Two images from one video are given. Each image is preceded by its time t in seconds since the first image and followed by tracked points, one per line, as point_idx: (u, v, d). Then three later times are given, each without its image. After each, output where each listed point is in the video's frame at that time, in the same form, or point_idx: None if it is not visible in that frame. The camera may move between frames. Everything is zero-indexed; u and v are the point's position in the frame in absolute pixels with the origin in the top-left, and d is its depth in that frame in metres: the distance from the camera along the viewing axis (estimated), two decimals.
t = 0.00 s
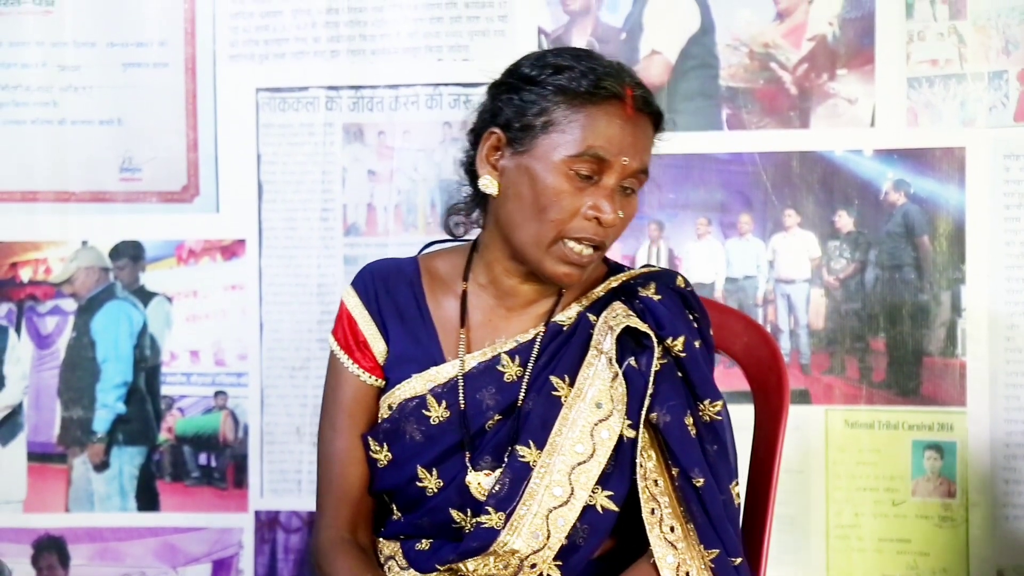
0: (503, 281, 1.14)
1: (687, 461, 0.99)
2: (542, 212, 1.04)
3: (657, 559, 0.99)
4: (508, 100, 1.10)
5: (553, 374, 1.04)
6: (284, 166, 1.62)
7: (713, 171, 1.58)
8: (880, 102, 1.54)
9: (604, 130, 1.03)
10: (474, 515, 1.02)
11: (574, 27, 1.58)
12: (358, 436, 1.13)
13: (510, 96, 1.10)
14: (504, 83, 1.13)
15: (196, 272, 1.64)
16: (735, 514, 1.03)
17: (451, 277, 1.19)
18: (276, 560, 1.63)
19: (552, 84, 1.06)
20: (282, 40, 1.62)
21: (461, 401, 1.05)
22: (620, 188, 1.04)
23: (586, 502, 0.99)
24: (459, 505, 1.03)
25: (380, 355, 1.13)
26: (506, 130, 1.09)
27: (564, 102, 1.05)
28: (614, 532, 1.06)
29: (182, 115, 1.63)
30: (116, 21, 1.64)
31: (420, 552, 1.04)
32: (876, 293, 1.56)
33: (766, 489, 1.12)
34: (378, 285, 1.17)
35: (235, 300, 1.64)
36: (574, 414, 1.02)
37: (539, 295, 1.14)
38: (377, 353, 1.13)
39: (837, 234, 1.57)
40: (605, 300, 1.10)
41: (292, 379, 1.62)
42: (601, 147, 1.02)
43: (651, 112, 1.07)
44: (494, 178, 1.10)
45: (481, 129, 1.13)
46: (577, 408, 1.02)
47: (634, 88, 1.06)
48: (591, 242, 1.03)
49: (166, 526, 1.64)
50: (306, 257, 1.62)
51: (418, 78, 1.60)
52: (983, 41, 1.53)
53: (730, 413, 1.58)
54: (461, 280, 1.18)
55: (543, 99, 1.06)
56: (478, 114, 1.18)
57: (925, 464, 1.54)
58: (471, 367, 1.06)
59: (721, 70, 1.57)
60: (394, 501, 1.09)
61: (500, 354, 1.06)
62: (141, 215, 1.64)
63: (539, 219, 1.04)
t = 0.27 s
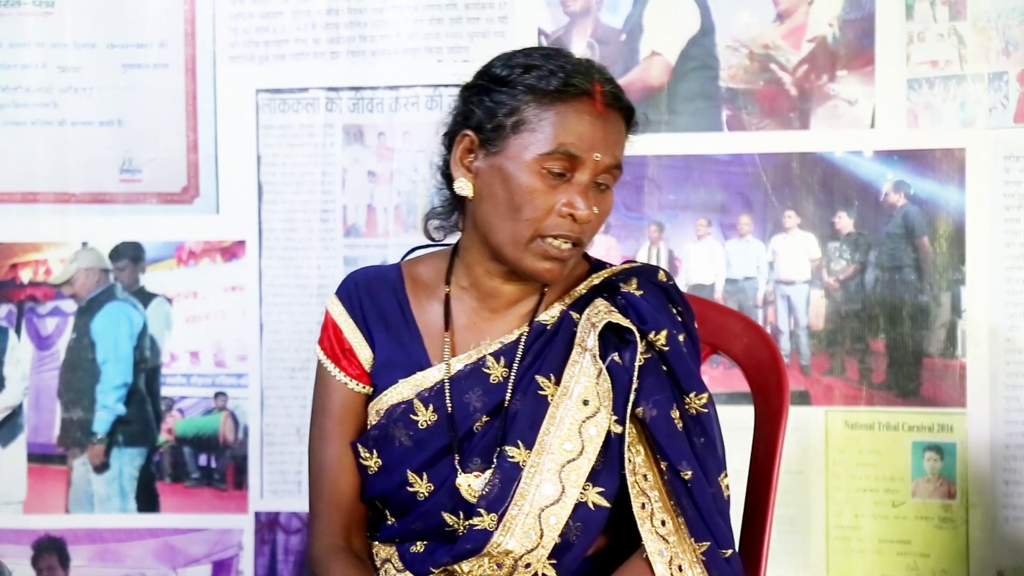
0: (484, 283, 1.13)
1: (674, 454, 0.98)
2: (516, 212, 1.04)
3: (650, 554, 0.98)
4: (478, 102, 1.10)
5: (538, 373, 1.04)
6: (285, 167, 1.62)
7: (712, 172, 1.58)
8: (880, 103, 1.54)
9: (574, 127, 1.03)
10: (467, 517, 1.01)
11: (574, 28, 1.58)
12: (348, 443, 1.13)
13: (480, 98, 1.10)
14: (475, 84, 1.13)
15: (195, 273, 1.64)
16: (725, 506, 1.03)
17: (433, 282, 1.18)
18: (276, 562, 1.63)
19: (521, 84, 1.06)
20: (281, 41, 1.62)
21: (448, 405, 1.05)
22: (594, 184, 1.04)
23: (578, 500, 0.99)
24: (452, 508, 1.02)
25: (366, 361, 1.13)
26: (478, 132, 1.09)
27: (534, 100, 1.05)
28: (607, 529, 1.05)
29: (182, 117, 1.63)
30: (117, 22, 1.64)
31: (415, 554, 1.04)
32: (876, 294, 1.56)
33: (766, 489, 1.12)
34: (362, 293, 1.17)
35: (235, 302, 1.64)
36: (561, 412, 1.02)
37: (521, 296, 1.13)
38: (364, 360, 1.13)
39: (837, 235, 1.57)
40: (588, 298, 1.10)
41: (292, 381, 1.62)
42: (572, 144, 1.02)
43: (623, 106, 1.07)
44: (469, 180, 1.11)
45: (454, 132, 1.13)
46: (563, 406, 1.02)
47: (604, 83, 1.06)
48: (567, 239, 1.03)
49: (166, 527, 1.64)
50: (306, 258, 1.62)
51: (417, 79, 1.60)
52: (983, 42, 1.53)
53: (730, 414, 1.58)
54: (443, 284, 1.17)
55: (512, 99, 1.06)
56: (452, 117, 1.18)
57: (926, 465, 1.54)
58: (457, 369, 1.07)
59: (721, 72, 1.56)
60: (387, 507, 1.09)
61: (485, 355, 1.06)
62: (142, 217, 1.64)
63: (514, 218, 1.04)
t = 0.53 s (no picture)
0: (472, 282, 1.13)
1: (666, 449, 0.99)
2: (497, 209, 1.04)
3: (645, 549, 0.98)
4: (456, 102, 1.10)
5: (529, 371, 1.04)
6: (285, 167, 1.62)
7: (712, 172, 1.58)
8: (880, 103, 1.54)
9: (550, 122, 1.02)
10: (462, 517, 1.01)
11: (574, 28, 1.58)
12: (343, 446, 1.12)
13: (458, 98, 1.10)
14: (453, 85, 1.13)
15: (195, 274, 1.64)
16: (719, 500, 1.03)
17: (423, 284, 1.18)
18: (276, 562, 1.63)
19: (496, 81, 1.06)
20: (281, 41, 1.62)
21: (440, 406, 1.04)
22: (574, 178, 1.04)
23: (572, 497, 0.99)
24: (446, 508, 1.02)
25: (357, 364, 1.12)
26: (457, 132, 1.10)
27: (509, 97, 1.05)
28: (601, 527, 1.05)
29: (183, 117, 1.63)
30: (117, 22, 1.64)
31: (411, 554, 1.04)
32: (876, 294, 1.56)
33: (766, 490, 1.12)
34: (353, 298, 1.16)
35: (235, 302, 1.64)
36: (551, 410, 1.01)
37: (510, 294, 1.13)
38: (355, 363, 1.12)
39: (837, 236, 1.57)
40: (576, 295, 1.10)
41: (292, 381, 1.62)
42: (549, 139, 1.02)
43: (599, 100, 1.06)
44: (451, 181, 1.11)
45: (435, 133, 1.14)
46: (554, 404, 1.02)
47: (579, 77, 1.05)
48: (549, 235, 1.03)
49: (166, 527, 1.64)
50: (306, 258, 1.62)
51: (418, 80, 1.60)
52: (982, 43, 1.53)
53: (730, 414, 1.58)
54: (432, 285, 1.17)
55: (489, 97, 1.06)
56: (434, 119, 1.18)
57: (926, 465, 1.54)
58: (448, 370, 1.06)
59: (721, 72, 1.56)
60: (383, 509, 1.08)
61: (476, 356, 1.06)
62: (141, 217, 1.64)
63: (495, 216, 1.04)
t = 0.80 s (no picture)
0: (485, 279, 1.14)
1: (674, 451, 0.98)
2: (512, 207, 1.04)
3: (650, 550, 0.98)
4: (473, 100, 1.11)
5: (539, 368, 1.03)
6: (285, 167, 1.62)
7: (712, 172, 1.58)
8: (880, 103, 1.54)
9: (567, 120, 1.03)
10: (467, 512, 1.01)
11: (574, 28, 1.58)
12: (351, 439, 1.13)
13: (475, 95, 1.11)
14: (470, 83, 1.13)
15: (195, 274, 1.64)
16: (726, 505, 1.02)
17: (436, 279, 1.19)
18: (276, 562, 1.63)
19: (514, 79, 1.06)
20: (281, 41, 1.62)
21: (448, 400, 1.04)
22: (589, 177, 1.04)
23: (577, 496, 0.99)
24: (452, 503, 1.02)
25: (368, 357, 1.13)
26: (474, 130, 1.10)
27: (526, 95, 1.05)
28: (607, 529, 1.06)
29: (183, 117, 1.63)
30: (117, 22, 1.64)
31: (414, 552, 1.04)
32: (876, 294, 1.56)
33: (766, 491, 1.12)
34: (365, 290, 1.17)
35: (236, 302, 1.64)
36: (561, 408, 1.01)
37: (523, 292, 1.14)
38: (366, 355, 1.13)
39: (837, 236, 1.57)
40: (590, 295, 1.10)
41: (291, 381, 1.62)
42: (565, 137, 1.02)
43: (616, 98, 1.07)
44: (467, 178, 1.12)
45: (452, 131, 1.14)
46: (564, 402, 1.02)
47: (596, 76, 1.06)
48: (564, 233, 1.03)
49: (166, 527, 1.64)
50: (306, 258, 1.62)
51: (418, 80, 1.60)
52: (983, 43, 1.53)
53: (730, 414, 1.58)
54: (447, 282, 1.18)
55: (506, 95, 1.07)
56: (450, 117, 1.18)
57: (926, 465, 1.54)
58: (458, 365, 1.06)
59: (721, 72, 1.56)
60: (389, 503, 1.08)
61: (487, 351, 1.06)
62: (141, 217, 1.64)
63: (510, 214, 1.04)
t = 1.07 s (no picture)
0: (506, 277, 1.14)
1: (689, 459, 0.99)
2: (540, 209, 1.05)
3: (659, 557, 0.98)
4: (505, 100, 1.12)
5: (556, 369, 1.04)
6: (285, 167, 1.62)
7: (712, 173, 1.58)
8: (880, 103, 1.54)
9: (599, 126, 1.04)
10: (477, 510, 1.02)
11: (574, 28, 1.58)
12: (363, 431, 1.13)
13: (507, 95, 1.12)
14: (503, 82, 1.14)
15: (195, 274, 1.64)
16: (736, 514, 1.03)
17: (456, 274, 1.19)
18: (276, 562, 1.63)
19: (548, 82, 1.07)
20: (281, 41, 1.62)
21: (464, 397, 1.05)
22: (618, 184, 1.05)
23: (588, 499, 1.00)
24: (462, 500, 1.03)
25: (384, 350, 1.14)
26: (504, 129, 1.10)
27: (560, 99, 1.06)
28: (616, 532, 1.06)
29: (182, 117, 1.63)
30: (117, 22, 1.64)
31: (421, 549, 1.04)
32: (876, 294, 1.56)
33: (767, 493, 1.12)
34: (384, 282, 1.18)
35: (236, 302, 1.64)
36: (576, 410, 1.02)
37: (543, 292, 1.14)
38: (382, 348, 1.14)
39: (837, 236, 1.57)
40: (610, 298, 1.10)
41: (291, 381, 1.62)
42: (596, 143, 1.03)
43: (647, 107, 1.08)
44: (494, 177, 1.12)
45: (481, 129, 1.15)
46: (580, 404, 1.02)
47: (629, 83, 1.07)
48: (590, 238, 1.04)
49: (165, 527, 1.64)
50: (306, 258, 1.62)
51: (418, 80, 1.60)
52: (982, 43, 1.53)
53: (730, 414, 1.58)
54: (467, 277, 1.18)
55: (539, 97, 1.07)
56: (479, 114, 1.19)
57: (926, 465, 1.54)
58: (474, 362, 1.07)
59: (721, 72, 1.56)
60: (397, 497, 1.10)
61: (504, 349, 1.07)
62: (141, 217, 1.64)
63: (538, 216, 1.05)
